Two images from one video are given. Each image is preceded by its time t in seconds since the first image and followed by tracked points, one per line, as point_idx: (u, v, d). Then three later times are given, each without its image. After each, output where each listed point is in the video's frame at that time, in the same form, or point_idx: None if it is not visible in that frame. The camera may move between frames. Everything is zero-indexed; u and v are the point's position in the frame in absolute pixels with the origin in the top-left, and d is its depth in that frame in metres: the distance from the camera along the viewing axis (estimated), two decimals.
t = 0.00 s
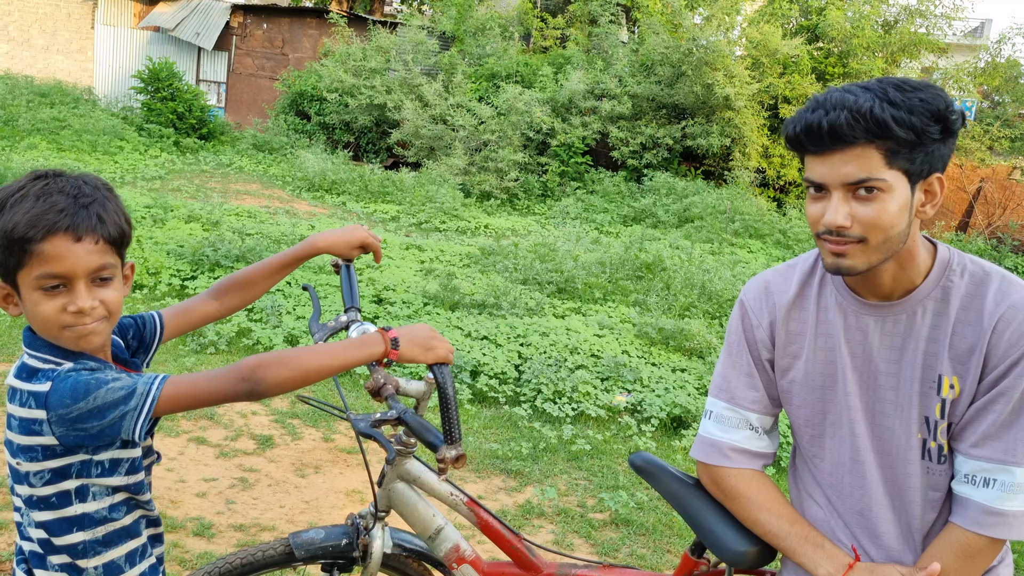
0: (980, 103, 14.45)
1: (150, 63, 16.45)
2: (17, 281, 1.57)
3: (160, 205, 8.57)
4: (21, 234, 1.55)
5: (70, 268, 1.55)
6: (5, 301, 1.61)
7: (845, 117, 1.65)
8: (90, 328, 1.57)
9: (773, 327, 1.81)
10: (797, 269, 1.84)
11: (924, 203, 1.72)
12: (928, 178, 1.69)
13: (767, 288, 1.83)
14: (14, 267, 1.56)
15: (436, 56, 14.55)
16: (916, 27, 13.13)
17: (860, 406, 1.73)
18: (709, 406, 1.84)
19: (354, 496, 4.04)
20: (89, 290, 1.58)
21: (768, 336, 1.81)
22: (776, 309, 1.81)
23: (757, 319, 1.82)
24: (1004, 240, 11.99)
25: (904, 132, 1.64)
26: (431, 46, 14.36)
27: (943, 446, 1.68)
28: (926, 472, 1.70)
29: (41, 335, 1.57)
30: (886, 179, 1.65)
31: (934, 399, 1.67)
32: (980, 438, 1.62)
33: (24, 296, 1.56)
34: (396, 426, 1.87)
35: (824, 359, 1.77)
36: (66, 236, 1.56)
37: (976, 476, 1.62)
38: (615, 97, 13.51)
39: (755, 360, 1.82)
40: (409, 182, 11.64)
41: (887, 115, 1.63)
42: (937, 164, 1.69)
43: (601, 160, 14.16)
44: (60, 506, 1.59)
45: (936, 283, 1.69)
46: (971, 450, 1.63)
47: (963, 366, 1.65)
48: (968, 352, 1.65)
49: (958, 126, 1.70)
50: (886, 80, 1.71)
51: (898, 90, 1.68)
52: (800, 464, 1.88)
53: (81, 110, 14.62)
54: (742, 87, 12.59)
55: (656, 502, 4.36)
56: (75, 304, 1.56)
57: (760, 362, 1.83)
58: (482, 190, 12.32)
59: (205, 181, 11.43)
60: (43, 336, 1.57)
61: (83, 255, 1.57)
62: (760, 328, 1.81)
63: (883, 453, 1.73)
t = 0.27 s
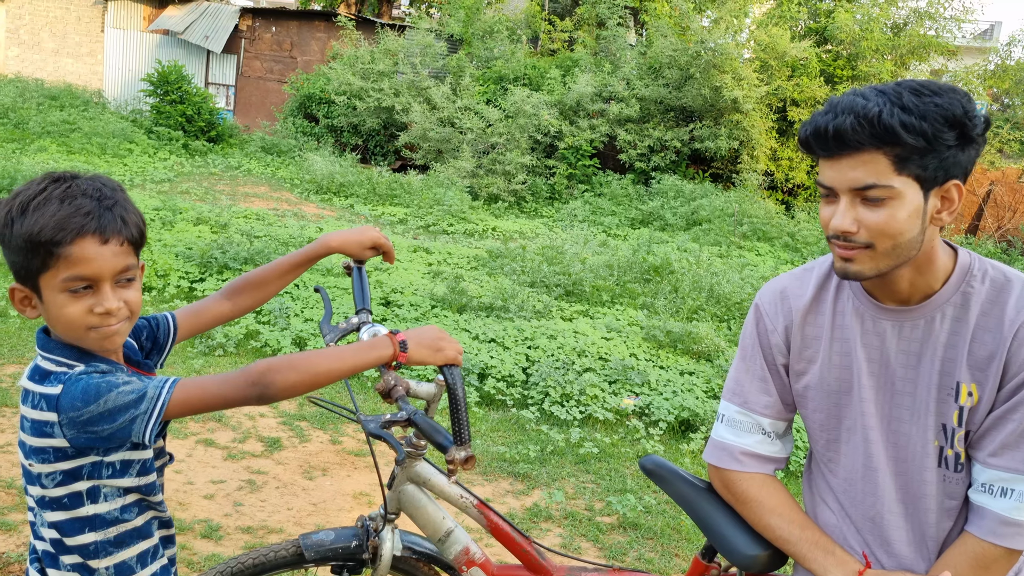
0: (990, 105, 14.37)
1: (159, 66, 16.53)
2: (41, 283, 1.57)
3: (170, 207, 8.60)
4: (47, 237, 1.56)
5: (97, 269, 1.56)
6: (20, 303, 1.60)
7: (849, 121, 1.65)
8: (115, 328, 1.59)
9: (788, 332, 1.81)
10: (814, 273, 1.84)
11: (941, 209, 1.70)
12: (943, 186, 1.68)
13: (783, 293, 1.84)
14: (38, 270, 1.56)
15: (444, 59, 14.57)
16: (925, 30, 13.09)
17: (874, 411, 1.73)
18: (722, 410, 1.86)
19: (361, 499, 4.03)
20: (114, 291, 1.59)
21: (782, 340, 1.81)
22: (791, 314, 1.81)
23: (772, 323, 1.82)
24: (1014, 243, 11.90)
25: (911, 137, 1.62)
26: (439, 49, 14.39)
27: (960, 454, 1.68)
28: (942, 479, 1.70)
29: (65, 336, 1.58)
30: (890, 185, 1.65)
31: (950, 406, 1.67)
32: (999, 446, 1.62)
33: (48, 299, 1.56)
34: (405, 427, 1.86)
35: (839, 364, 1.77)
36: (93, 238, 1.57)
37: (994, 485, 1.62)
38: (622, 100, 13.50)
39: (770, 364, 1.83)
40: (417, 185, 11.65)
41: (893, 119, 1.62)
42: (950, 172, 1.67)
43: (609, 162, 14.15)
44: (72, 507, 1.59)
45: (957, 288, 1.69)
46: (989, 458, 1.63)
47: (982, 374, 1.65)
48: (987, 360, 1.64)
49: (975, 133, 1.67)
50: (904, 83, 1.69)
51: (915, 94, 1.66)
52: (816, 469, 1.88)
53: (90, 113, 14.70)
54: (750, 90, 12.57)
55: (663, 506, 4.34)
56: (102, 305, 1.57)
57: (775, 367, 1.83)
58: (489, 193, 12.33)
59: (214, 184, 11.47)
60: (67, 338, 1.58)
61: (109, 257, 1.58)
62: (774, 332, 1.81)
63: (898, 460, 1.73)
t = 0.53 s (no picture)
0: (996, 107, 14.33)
1: (165, 69, 16.57)
2: (88, 288, 1.55)
3: (175, 209, 8.61)
4: (104, 242, 1.55)
5: (152, 273, 1.60)
6: (52, 308, 1.55)
7: (811, 131, 1.69)
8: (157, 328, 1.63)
9: (796, 335, 1.80)
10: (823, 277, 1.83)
11: (920, 221, 1.67)
12: (921, 197, 1.66)
13: (791, 297, 1.83)
14: (91, 275, 1.55)
15: (450, 61, 14.58)
16: (931, 32, 13.05)
17: (881, 416, 1.73)
18: (731, 414, 1.85)
19: (367, 501, 4.03)
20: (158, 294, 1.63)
21: (790, 344, 1.80)
22: (799, 318, 1.80)
23: (780, 327, 1.81)
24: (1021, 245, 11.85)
25: (870, 149, 1.63)
26: (444, 51, 14.39)
27: (969, 460, 1.67)
28: (950, 485, 1.68)
29: (107, 339, 1.58)
30: (854, 196, 1.66)
31: (958, 412, 1.66)
32: (1008, 454, 1.60)
33: (99, 302, 1.56)
34: (413, 433, 1.85)
35: (846, 369, 1.76)
36: (145, 243, 1.60)
37: (1004, 493, 1.60)
38: (628, 102, 13.48)
39: (777, 369, 1.82)
40: (422, 187, 11.65)
41: (850, 133, 1.64)
42: (925, 185, 1.65)
43: (614, 164, 14.13)
44: (82, 511, 1.58)
45: (964, 293, 1.68)
46: (999, 465, 1.61)
47: (990, 380, 1.64)
48: (995, 365, 1.63)
49: (950, 145, 1.63)
50: (885, 91, 1.67)
51: (894, 103, 1.65)
52: (826, 474, 1.87)
53: (96, 116, 14.75)
54: (755, 92, 12.55)
55: (671, 509, 4.32)
56: (150, 306, 1.60)
57: (782, 371, 1.82)
58: (495, 195, 12.33)
59: (219, 186, 11.49)
60: (107, 340, 1.59)
61: (157, 260, 1.62)
62: (782, 336, 1.81)
63: (906, 466, 1.72)
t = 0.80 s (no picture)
0: (1000, 109, 14.29)
1: (168, 72, 16.59)
2: (123, 293, 1.57)
3: (179, 213, 8.61)
4: (141, 248, 1.58)
5: (180, 275, 1.66)
6: (83, 313, 1.56)
7: (812, 137, 1.70)
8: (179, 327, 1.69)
9: (800, 339, 1.79)
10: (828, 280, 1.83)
11: (919, 230, 1.66)
12: (921, 207, 1.65)
13: (796, 300, 1.82)
14: (127, 280, 1.57)
15: (452, 64, 14.58)
16: (934, 33, 13.03)
17: (886, 421, 1.72)
18: (736, 418, 1.84)
19: (372, 505, 4.02)
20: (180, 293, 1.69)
21: (794, 349, 1.79)
22: (803, 321, 1.79)
23: (785, 331, 1.80)
24: None
25: (868, 158, 1.62)
26: (447, 54, 14.39)
27: (976, 466, 1.65)
28: (956, 491, 1.67)
29: (132, 341, 1.61)
30: (853, 204, 1.66)
31: (965, 418, 1.65)
32: (1015, 460, 1.59)
33: (132, 307, 1.58)
34: (419, 436, 1.84)
35: (851, 374, 1.75)
36: (174, 247, 1.65)
37: (1012, 499, 1.58)
38: (630, 105, 13.47)
39: (782, 373, 1.81)
40: (425, 190, 11.65)
41: (849, 141, 1.64)
42: (925, 195, 1.64)
43: (617, 167, 14.12)
44: (89, 518, 1.58)
45: (969, 298, 1.67)
46: (1007, 472, 1.60)
47: (997, 385, 1.62)
48: (1001, 370, 1.62)
49: (951, 156, 1.61)
50: (889, 98, 1.66)
51: (897, 111, 1.63)
52: (832, 478, 1.86)
53: (100, 119, 14.77)
54: (758, 94, 12.53)
55: (676, 512, 4.30)
56: (177, 305, 1.65)
57: (786, 375, 1.81)
58: (497, 198, 12.32)
59: (222, 189, 11.49)
60: (131, 343, 1.62)
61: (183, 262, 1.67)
62: (787, 340, 1.79)
63: (911, 470, 1.71)
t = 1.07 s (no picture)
0: (1002, 110, 14.27)
1: (170, 75, 16.60)
2: (141, 295, 1.58)
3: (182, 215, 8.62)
4: (159, 250, 1.60)
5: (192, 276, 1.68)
6: (101, 317, 1.55)
7: (822, 135, 1.69)
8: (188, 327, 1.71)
9: (809, 342, 1.78)
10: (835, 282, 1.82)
11: (925, 234, 1.66)
12: (928, 211, 1.65)
13: (804, 302, 1.81)
14: (146, 282, 1.58)
15: (454, 66, 14.59)
16: (936, 35, 13.03)
17: (896, 423, 1.71)
18: (743, 421, 1.83)
19: (377, 508, 4.01)
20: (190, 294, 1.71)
21: (803, 350, 1.79)
22: (811, 324, 1.79)
23: (793, 333, 1.79)
24: None
25: (877, 159, 1.62)
26: (449, 56, 14.39)
27: (988, 468, 1.65)
28: (967, 493, 1.67)
29: (145, 343, 1.62)
30: (860, 204, 1.65)
31: (976, 420, 1.65)
32: None
33: (147, 308, 1.59)
34: (424, 441, 1.84)
35: (860, 375, 1.75)
36: (187, 249, 1.67)
37: None
38: (632, 107, 13.47)
39: (790, 375, 1.80)
40: (428, 192, 11.65)
41: (860, 141, 1.63)
42: (932, 199, 1.63)
43: (618, 169, 14.11)
44: (94, 523, 1.58)
45: (978, 300, 1.67)
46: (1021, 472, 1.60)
47: (1009, 386, 1.63)
48: (1013, 371, 1.62)
49: (961, 161, 1.61)
50: (902, 100, 1.65)
51: (909, 113, 1.63)
52: (839, 481, 1.85)
53: (102, 122, 14.78)
54: (760, 96, 12.52)
55: (681, 514, 4.30)
56: (187, 306, 1.67)
57: (795, 377, 1.80)
58: (499, 200, 12.32)
59: (225, 192, 11.49)
60: (143, 345, 1.62)
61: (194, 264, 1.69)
62: (795, 342, 1.79)
63: (920, 472, 1.71)
